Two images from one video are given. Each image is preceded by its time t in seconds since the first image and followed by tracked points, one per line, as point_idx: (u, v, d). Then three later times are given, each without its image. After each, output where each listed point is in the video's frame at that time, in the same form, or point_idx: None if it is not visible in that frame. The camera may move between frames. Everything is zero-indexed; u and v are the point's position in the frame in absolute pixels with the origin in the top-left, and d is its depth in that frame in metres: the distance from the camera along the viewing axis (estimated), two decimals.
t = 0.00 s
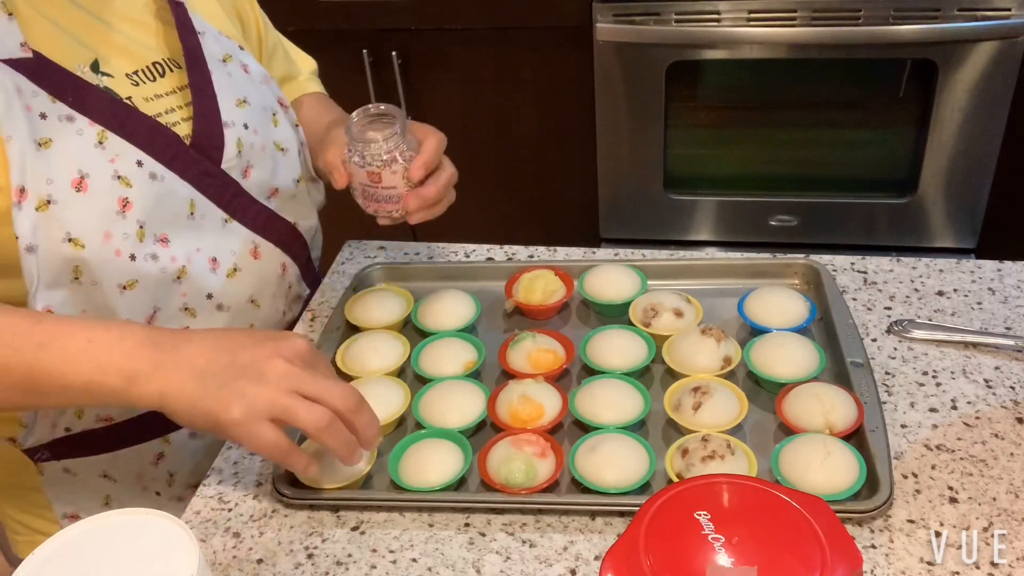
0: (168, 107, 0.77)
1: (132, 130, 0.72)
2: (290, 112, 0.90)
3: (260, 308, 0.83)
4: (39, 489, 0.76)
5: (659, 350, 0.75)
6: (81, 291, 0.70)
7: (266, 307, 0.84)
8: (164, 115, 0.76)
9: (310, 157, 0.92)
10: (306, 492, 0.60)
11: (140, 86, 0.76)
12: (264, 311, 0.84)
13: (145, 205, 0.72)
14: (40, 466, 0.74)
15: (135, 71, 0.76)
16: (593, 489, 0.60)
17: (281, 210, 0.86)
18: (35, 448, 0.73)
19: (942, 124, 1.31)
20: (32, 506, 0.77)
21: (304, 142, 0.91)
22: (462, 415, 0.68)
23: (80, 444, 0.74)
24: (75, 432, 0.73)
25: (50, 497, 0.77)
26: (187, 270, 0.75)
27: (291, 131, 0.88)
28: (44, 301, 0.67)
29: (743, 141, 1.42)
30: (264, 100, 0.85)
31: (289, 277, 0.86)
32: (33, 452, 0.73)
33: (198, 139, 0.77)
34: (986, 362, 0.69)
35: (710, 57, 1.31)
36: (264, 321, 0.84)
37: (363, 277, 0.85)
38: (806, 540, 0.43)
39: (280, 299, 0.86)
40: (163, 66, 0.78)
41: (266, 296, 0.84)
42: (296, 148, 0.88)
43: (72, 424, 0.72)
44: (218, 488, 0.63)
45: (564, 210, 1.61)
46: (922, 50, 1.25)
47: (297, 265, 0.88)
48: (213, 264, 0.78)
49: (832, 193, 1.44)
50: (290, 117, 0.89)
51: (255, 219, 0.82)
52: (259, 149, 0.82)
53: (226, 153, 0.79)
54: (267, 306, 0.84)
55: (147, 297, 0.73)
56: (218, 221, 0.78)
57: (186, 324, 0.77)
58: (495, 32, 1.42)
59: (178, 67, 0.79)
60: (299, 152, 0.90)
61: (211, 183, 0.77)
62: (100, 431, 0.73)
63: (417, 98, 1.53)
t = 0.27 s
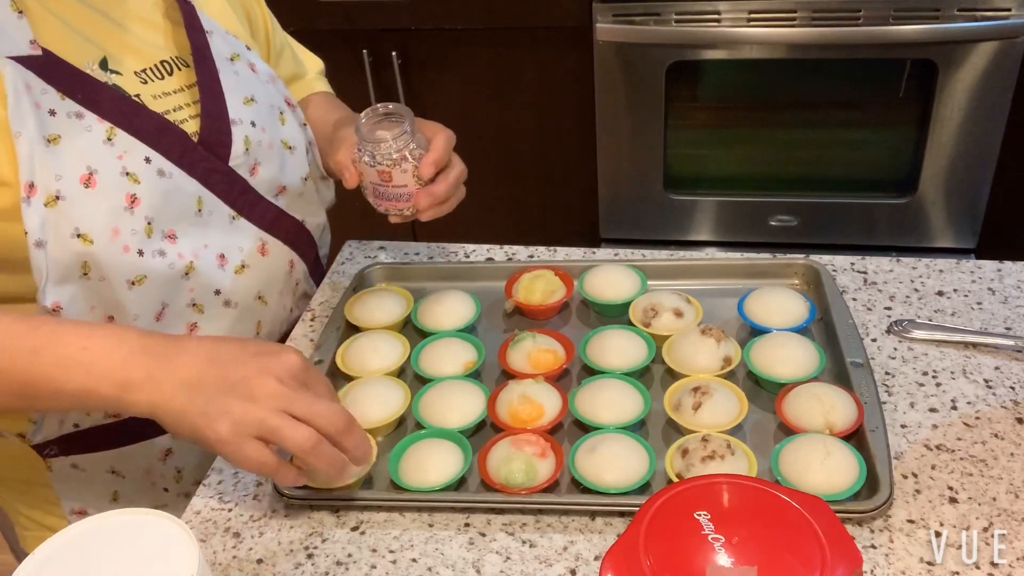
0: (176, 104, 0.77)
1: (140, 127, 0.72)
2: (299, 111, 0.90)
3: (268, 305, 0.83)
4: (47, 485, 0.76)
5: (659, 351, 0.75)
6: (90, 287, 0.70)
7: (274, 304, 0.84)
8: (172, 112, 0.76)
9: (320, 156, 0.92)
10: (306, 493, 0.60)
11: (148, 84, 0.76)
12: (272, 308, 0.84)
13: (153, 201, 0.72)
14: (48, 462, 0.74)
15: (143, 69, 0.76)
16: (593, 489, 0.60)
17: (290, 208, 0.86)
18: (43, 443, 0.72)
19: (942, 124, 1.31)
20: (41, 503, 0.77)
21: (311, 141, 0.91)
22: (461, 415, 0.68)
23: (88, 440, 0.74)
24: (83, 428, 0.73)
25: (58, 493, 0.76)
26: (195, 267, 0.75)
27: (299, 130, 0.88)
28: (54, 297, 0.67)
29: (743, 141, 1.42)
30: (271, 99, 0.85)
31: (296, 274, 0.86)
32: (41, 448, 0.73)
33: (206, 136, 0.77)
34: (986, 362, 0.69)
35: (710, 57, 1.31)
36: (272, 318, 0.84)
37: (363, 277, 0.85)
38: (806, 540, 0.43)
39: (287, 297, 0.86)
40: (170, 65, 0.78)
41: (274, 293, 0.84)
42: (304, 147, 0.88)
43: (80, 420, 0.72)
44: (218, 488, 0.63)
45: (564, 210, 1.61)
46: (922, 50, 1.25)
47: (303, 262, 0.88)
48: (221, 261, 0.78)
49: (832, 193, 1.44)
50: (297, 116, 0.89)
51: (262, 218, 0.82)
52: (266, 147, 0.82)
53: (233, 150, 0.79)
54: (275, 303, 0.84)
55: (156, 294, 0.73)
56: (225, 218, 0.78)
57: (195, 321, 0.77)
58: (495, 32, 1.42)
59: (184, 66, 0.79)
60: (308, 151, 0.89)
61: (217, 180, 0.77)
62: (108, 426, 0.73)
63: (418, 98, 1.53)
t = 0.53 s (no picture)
0: (153, 105, 0.79)
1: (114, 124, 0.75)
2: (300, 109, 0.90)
3: (249, 311, 0.83)
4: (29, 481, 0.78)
5: (659, 351, 0.75)
6: (60, 283, 0.73)
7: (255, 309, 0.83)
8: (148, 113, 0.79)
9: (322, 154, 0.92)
10: (306, 494, 0.60)
11: (130, 82, 0.78)
12: (254, 315, 0.84)
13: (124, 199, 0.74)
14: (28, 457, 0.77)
15: (127, 65, 0.78)
16: (593, 489, 0.60)
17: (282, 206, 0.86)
18: (21, 438, 0.77)
19: (942, 124, 1.31)
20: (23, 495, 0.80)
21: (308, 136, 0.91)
22: (462, 414, 0.68)
23: (60, 437, 0.77)
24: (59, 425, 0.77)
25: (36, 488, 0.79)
26: (167, 267, 0.78)
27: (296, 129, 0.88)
28: (19, 290, 0.71)
29: (743, 141, 1.42)
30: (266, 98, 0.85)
31: (281, 280, 0.86)
32: (20, 442, 0.77)
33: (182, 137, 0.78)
34: (986, 362, 0.69)
35: (710, 57, 1.31)
36: (256, 325, 0.84)
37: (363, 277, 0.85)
38: (806, 540, 0.43)
39: (273, 302, 0.86)
40: (157, 61, 0.80)
41: (257, 298, 0.84)
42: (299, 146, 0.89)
43: (55, 417, 0.77)
44: (218, 488, 0.63)
45: (563, 210, 1.61)
46: (923, 50, 1.25)
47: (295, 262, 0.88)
48: (196, 264, 0.79)
49: (831, 193, 1.44)
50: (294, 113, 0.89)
51: (244, 222, 0.82)
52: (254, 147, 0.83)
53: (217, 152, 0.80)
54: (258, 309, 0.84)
55: (121, 292, 0.76)
56: (202, 220, 0.80)
57: (169, 325, 0.79)
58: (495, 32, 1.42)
59: (170, 63, 0.80)
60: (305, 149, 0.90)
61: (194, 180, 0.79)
62: (82, 423, 0.77)
63: (417, 99, 1.53)
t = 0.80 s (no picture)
0: (174, 96, 0.78)
1: (139, 114, 0.73)
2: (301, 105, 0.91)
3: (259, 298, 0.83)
4: (40, 470, 0.77)
5: (659, 351, 0.75)
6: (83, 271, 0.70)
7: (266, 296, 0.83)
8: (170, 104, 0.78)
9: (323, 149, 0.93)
10: (306, 494, 0.60)
11: (149, 74, 0.77)
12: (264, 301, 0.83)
13: (150, 188, 0.72)
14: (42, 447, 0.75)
15: (144, 59, 0.77)
16: (593, 490, 0.60)
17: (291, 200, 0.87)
18: (36, 426, 0.74)
19: (942, 124, 1.31)
20: (34, 487, 0.78)
21: (312, 132, 0.92)
22: (462, 414, 0.68)
23: (76, 426, 0.75)
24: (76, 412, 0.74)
25: (49, 476, 0.77)
26: (188, 255, 0.76)
27: (300, 123, 0.89)
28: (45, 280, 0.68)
29: (743, 140, 1.42)
30: (272, 91, 0.86)
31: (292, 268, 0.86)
32: (34, 431, 0.74)
33: (205, 127, 0.78)
34: (986, 362, 0.69)
35: (710, 57, 1.31)
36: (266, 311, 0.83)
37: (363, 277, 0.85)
38: (806, 540, 0.43)
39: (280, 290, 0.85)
40: (172, 56, 0.79)
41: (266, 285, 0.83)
42: (305, 140, 0.89)
43: (72, 404, 0.74)
44: (218, 488, 0.63)
45: (563, 210, 1.61)
46: (923, 50, 1.25)
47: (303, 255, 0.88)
48: (213, 250, 0.78)
49: (831, 193, 1.44)
50: (299, 108, 0.90)
51: (260, 211, 0.83)
52: (264, 138, 0.83)
53: (232, 142, 0.80)
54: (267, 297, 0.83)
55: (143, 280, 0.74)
56: (221, 208, 0.79)
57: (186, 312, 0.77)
58: (495, 32, 1.42)
59: (185, 58, 0.80)
60: (309, 144, 0.91)
61: (215, 170, 0.78)
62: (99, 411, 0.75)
63: (418, 99, 1.53)
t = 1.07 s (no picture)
0: (176, 89, 0.79)
1: (138, 106, 0.75)
2: (307, 102, 0.92)
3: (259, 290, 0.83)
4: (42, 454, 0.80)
5: (659, 351, 0.75)
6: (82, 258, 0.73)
7: (265, 289, 0.84)
8: (171, 97, 0.79)
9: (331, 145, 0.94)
10: (306, 495, 0.60)
11: (152, 67, 0.78)
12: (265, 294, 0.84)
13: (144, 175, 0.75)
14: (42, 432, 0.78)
15: (148, 52, 0.78)
16: (593, 489, 0.60)
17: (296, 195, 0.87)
18: (36, 411, 0.76)
19: (942, 124, 1.31)
20: (37, 472, 0.81)
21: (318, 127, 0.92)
22: (462, 414, 0.68)
23: (76, 412, 0.77)
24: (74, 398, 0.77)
25: (50, 461, 0.80)
26: (183, 245, 0.78)
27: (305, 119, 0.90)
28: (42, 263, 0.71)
29: (742, 140, 1.42)
30: (279, 88, 0.87)
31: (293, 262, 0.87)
32: (33, 415, 0.77)
33: (205, 118, 0.79)
34: (986, 362, 0.69)
35: (710, 57, 1.31)
36: (266, 304, 0.84)
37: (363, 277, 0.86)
38: (806, 540, 0.43)
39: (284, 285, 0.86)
40: (177, 49, 0.80)
41: (267, 278, 0.84)
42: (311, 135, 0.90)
43: (70, 390, 0.77)
44: (218, 488, 0.63)
45: (563, 210, 1.61)
46: (923, 50, 1.25)
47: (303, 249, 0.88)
48: (211, 242, 0.80)
49: (831, 193, 1.44)
50: (304, 104, 0.91)
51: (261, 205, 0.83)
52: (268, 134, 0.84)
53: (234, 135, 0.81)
54: (268, 290, 0.84)
55: (140, 267, 0.76)
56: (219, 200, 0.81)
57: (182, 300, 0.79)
58: (494, 32, 1.42)
59: (191, 51, 0.81)
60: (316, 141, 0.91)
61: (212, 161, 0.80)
62: (97, 398, 0.77)
63: (418, 99, 1.53)
